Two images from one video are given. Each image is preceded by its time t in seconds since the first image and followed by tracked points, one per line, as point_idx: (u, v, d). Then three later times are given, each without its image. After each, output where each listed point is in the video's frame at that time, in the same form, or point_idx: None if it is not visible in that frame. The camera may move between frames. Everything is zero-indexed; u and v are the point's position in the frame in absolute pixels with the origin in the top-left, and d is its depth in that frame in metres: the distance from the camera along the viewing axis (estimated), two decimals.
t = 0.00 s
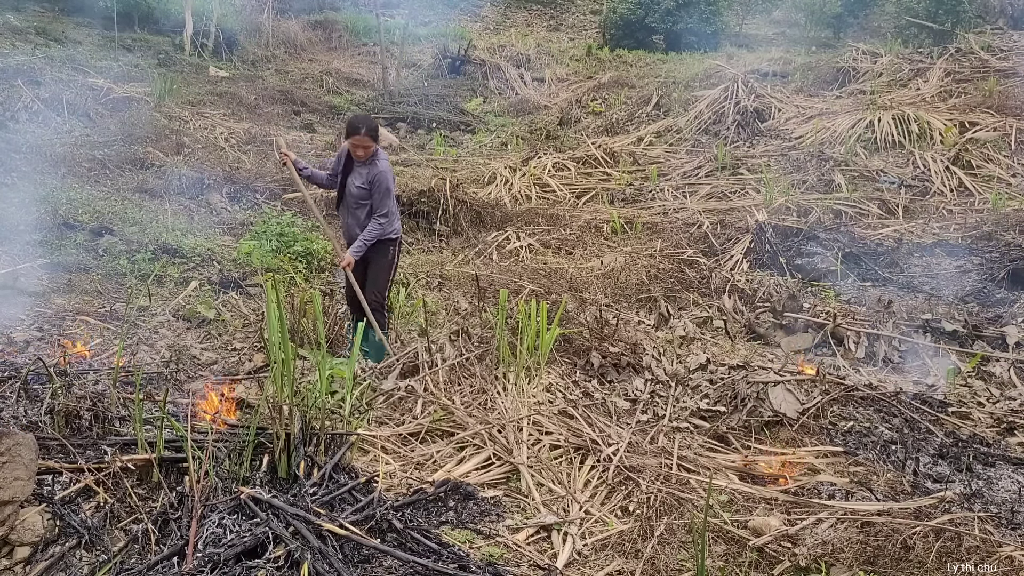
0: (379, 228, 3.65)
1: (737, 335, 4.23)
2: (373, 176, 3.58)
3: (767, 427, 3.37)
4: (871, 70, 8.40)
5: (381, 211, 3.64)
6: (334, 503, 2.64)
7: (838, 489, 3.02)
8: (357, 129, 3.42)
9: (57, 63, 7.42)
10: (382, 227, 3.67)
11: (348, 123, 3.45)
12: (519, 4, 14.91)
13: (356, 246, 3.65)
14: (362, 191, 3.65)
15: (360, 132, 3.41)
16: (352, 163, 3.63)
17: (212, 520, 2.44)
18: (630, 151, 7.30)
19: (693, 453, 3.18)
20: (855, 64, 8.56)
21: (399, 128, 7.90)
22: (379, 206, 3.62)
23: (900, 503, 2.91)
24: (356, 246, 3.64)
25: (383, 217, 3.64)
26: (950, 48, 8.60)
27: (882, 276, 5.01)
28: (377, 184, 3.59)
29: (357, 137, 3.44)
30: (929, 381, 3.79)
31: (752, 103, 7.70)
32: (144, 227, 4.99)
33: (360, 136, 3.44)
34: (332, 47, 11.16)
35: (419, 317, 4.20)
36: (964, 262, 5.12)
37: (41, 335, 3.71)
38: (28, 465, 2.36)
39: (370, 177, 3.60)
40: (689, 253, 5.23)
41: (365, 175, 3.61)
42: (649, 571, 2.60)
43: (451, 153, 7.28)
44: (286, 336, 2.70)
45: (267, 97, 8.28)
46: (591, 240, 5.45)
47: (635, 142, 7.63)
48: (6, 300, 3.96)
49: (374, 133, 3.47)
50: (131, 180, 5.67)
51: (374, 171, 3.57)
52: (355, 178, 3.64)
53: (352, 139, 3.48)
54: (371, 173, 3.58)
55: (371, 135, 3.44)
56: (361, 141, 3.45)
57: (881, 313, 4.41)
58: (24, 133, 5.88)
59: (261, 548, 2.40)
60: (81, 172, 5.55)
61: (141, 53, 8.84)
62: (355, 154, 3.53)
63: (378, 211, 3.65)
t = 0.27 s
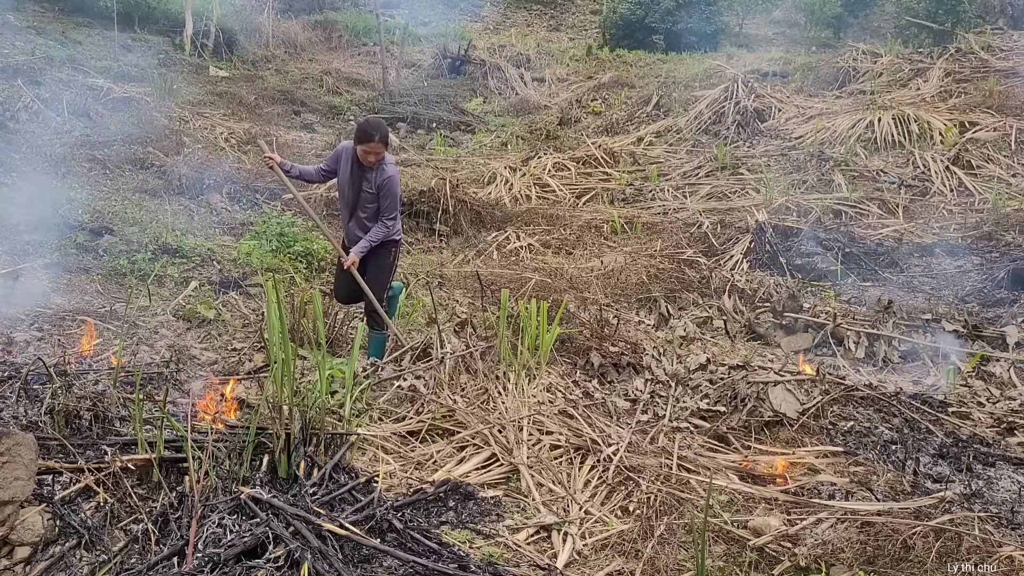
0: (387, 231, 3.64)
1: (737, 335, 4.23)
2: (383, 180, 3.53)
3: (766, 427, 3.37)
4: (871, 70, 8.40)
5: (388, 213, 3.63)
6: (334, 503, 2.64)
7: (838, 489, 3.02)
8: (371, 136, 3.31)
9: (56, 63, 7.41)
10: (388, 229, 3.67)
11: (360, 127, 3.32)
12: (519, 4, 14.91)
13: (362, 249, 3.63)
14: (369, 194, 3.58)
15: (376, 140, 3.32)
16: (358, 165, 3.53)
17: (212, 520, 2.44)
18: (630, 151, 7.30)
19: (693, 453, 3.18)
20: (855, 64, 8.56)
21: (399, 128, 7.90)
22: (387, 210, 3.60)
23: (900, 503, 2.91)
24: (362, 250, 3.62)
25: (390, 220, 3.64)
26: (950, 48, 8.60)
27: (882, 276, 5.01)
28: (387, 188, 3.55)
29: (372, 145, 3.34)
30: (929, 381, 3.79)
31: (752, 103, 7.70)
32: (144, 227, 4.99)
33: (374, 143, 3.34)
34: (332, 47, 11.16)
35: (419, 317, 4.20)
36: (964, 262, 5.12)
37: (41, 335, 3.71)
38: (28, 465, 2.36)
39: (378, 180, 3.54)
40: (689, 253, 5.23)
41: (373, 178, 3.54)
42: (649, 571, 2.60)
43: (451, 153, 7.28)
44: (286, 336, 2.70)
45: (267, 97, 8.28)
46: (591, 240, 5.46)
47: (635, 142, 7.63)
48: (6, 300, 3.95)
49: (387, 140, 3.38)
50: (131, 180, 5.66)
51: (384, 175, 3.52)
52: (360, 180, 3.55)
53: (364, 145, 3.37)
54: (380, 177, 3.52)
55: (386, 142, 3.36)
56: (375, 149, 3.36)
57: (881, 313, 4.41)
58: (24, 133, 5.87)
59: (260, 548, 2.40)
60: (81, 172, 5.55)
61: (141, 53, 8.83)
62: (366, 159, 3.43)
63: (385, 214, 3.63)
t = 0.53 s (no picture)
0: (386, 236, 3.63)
1: (737, 335, 4.23)
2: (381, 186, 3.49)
3: (767, 427, 3.37)
4: (871, 70, 8.40)
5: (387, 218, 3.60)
6: (334, 503, 2.64)
7: (838, 489, 3.02)
8: (368, 144, 3.26)
9: (56, 63, 7.41)
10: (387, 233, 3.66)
11: (354, 135, 3.27)
12: (519, 5, 14.91)
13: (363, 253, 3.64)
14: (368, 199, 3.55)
15: (372, 149, 3.27)
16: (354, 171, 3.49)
17: (212, 520, 2.44)
18: (630, 150, 7.30)
19: (693, 454, 3.18)
20: (855, 64, 8.56)
21: (399, 128, 7.90)
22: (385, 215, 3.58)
23: (900, 503, 2.91)
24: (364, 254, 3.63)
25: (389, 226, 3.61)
26: (950, 48, 8.60)
27: (882, 276, 5.01)
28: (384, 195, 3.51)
29: (367, 153, 3.29)
30: (929, 381, 3.79)
31: (752, 103, 7.70)
32: (144, 227, 4.99)
33: (371, 150, 3.29)
34: (332, 47, 11.16)
35: (419, 318, 4.21)
36: (964, 262, 5.11)
37: (41, 335, 3.71)
38: (28, 465, 2.36)
39: (375, 186, 3.50)
40: (689, 253, 5.23)
41: (370, 184, 3.50)
42: (649, 571, 2.60)
43: (451, 153, 7.28)
44: (286, 336, 2.70)
45: (267, 96, 8.27)
46: (591, 240, 5.46)
47: (635, 142, 7.63)
48: (6, 300, 3.95)
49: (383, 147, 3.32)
50: (131, 180, 5.66)
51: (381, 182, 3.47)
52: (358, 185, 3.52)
53: (360, 153, 3.31)
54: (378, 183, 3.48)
55: (381, 150, 3.30)
56: (370, 157, 3.31)
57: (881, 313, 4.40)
58: (24, 133, 5.87)
59: (260, 548, 2.40)
60: (81, 172, 5.54)
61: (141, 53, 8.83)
62: (362, 166, 3.38)
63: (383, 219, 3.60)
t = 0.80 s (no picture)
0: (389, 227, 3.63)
1: (737, 335, 4.23)
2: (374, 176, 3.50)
3: (767, 427, 3.37)
4: (871, 70, 8.41)
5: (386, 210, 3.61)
6: (334, 503, 2.64)
7: (838, 489, 3.02)
8: (356, 133, 3.29)
9: (56, 63, 7.41)
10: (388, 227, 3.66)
11: (339, 128, 3.30)
12: (519, 5, 14.91)
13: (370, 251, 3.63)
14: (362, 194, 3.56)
15: (359, 136, 3.30)
16: (345, 167, 3.50)
17: (212, 520, 2.44)
18: (630, 151, 7.30)
19: (693, 454, 3.18)
20: (855, 64, 8.56)
21: (399, 128, 7.90)
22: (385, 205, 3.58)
23: (900, 503, 2.91)
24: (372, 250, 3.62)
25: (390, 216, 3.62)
26: (950, 48, 8.60)
27: (882, 276, 5.01)
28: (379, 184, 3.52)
29: (355, 141, 3.32)
30: (929, 381, 3.79)
31: (752, 103, 7.70)
32: (144, 227, 4.98)
33: (359, 140, 3.32)
34: (332, 47, 11.16)
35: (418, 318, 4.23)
36: (964, 263, 5.11)
37: (41, 335, 3.71)
38: (28, 465, 2.36)
39: (368, 177, 3.52)
40: (689, 252, 5.23)
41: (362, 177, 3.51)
42: (649, 571, 2.60)
43: (451, 153, 7.27)
44: (286, 336, 2.70)
45: (267, 96, 8.27)
46: (591, 240, 5.45)
47: (635, 142, 7.63)
48: (5, 300, 3.95)
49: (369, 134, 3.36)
50: (131, 180, 5.66)
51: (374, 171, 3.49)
52: (350, 181, 3.53)
53: (347, 144, 3.34)
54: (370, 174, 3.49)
55: (369, 136, 3.34)
56: (360, 145, 3.33)
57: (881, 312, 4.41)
58: (25, 133, 5.87)
59: (260, 547, 2.40)
60: (81, 172, 5.55)
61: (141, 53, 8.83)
62: (352, 158, 3.40)
63: (382, 210, 3.60)
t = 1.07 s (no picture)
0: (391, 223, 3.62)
1: (737, 335, 4.23)
2: (369, 172, 3.50)
3: (766, 427, 3.37)
4: (871, 70, 8.41)
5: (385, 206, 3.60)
6: (334, 503, 2.64)
7: (838, 489, 3.02)
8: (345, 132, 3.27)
9: (56, 63, 7.41)
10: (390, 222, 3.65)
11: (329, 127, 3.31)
12: (519, 5, 14.91)
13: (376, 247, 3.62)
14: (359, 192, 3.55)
15: (351, 132, 3.31)
16: (339, 167, 3.49)
17: (212, 520, 2.44)
18: (630, 150, 7.30)
19: (693, 453, 3.18)
20: (855, 64, 8.56)
21: (399, 128, 7.90)
22: (383, 201, 3.57)
23: (900, 503, 2.91)
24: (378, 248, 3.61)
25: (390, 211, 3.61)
26: (950, 48, 8.60)
27: (882, 276, 5.01)
28: (376, 181, 3.51)
29: (347, 138, 3.33)
30: (929, 381, 3.79)
31: (752, 103, 7.70)
32: (144, 227, 4.99)
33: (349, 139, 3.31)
34: (332, 47, 11.16)
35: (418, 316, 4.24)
36: (964, 262, 5.11)
37: (41, 335, 3.71)
38: (28, 465, 2.36)
39: (363, 175, 3.51)
40: (689, 252, 5.23)
41: (357, 175, 3.51)
42: (649, 571, 2.60)
43: (451, 153, 7.28)
44: (286, 337, 2.70)
45: (267, 96, 8.27)
46: (591, 240, 5.46)
47: (635, 142, 7.63)
48: (5, 299, 3.95)
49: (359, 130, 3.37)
50: (131, 180, 5.67)
51: (368, 167, 3.49)
52: (346, 181, 3.53)
53: (339, 142, 3.35)
54: (365, 171, 3.49)
55: (359, 132, 3.35)
56: (352, 141, 3.34)
57: (881, 312, 4.41)
58: (25, 133, 5.88)
59: (261, 547, 2.40)
60: (81, 172, 5.55)
61: (141, 53, 8.83)
62: (345, 155, 3.40)
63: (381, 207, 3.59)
